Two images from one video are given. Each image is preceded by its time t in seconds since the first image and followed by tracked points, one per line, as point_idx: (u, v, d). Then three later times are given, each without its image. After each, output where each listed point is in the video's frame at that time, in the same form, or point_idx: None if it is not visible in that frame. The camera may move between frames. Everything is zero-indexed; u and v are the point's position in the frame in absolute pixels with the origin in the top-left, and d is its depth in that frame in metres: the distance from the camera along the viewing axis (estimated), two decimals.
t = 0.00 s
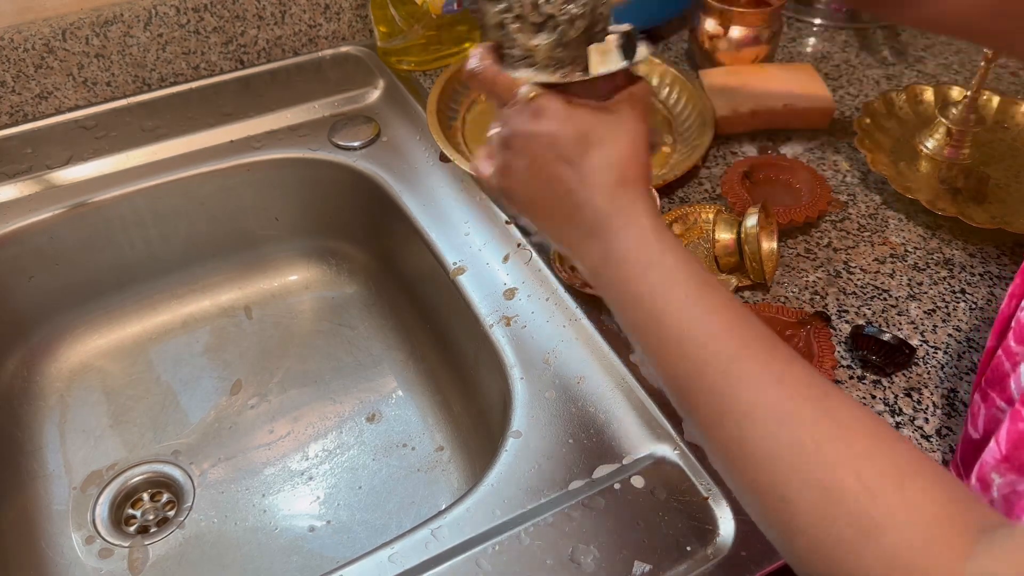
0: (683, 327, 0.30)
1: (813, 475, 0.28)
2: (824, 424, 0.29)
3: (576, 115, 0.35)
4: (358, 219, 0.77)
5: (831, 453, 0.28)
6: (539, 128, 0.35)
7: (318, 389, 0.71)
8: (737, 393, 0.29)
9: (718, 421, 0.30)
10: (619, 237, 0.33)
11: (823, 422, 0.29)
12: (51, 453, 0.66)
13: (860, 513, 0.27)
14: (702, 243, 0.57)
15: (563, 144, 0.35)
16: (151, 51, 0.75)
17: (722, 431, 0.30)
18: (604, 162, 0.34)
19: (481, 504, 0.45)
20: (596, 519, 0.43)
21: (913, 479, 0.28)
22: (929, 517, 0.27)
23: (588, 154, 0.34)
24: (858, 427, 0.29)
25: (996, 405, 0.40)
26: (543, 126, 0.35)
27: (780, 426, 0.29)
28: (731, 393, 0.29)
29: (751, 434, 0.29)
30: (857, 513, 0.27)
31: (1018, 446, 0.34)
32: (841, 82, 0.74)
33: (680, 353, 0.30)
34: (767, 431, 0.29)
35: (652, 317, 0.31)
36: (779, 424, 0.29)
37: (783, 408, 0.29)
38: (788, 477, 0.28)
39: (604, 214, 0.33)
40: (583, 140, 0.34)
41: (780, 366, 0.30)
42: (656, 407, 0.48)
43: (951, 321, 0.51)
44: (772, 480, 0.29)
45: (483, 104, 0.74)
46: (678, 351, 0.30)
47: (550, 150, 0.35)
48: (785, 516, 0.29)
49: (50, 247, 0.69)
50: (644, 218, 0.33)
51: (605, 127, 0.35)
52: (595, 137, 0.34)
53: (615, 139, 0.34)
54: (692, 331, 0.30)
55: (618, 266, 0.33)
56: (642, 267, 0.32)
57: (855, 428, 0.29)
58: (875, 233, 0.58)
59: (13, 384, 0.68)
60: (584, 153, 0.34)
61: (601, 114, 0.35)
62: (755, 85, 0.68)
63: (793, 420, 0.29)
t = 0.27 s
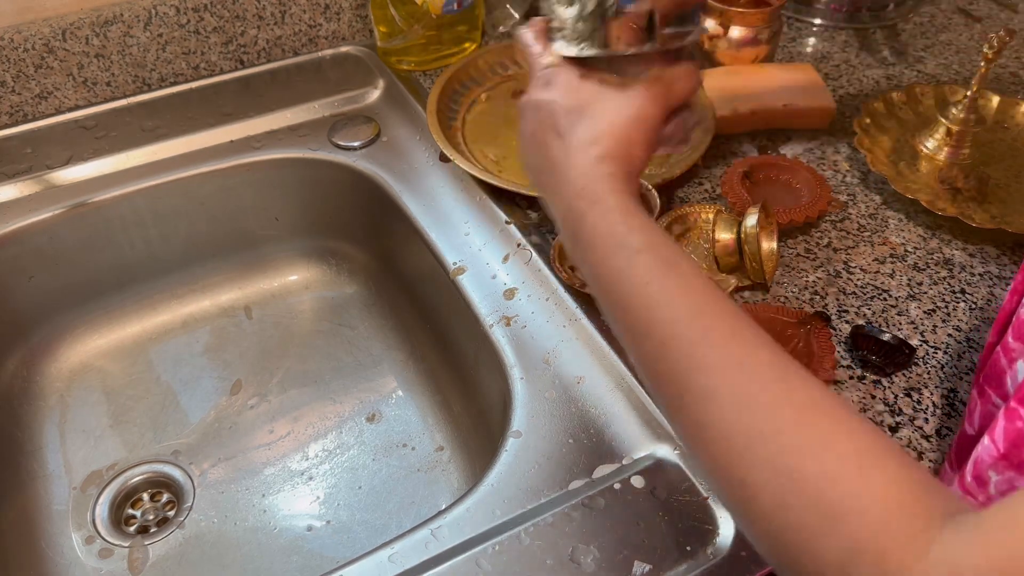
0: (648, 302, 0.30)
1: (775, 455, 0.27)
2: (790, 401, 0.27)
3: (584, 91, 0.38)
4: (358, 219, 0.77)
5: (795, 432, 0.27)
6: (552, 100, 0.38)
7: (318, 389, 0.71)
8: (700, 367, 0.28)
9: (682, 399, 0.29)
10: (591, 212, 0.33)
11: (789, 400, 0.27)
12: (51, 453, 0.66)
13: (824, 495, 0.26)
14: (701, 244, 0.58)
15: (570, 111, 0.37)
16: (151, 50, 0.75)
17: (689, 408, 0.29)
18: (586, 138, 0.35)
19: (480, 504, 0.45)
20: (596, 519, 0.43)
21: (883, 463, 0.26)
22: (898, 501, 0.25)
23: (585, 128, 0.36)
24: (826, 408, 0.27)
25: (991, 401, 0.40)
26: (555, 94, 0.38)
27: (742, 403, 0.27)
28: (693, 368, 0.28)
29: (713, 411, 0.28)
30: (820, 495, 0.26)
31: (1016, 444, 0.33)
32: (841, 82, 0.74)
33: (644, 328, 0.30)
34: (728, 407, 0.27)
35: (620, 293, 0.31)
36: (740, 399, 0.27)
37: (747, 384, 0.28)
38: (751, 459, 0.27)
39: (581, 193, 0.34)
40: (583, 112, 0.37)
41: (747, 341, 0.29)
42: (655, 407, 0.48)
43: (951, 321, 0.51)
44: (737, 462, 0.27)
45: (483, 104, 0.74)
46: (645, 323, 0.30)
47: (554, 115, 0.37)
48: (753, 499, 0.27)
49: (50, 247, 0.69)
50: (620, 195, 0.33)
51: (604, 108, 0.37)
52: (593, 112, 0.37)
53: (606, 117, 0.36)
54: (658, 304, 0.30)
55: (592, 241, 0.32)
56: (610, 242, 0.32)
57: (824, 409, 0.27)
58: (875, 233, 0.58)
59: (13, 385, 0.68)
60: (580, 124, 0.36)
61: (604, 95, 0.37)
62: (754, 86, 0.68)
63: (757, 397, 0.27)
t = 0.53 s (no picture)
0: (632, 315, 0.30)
1: (761, 465, 0.27)
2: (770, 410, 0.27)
3: (565, 89, 0.36)
4: (358, 219, 0.77)
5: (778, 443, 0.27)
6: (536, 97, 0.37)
7: (318, 389, 0.71)
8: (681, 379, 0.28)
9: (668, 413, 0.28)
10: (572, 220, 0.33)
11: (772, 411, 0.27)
12: (51, 453, 0.66)
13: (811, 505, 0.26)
14: (700, 245, 0.58)
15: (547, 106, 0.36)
16: (151, 50, 0.75)
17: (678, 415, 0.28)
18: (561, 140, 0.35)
19: (480, 504, 0.45)
20: (596, 519, 0.43)
21: (864, 469, 0.26)
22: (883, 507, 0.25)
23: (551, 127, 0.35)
24: (806, 416, 0.27)
25: (987, 403, 0.40)
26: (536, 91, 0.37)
27: (726, 414, 0.27)
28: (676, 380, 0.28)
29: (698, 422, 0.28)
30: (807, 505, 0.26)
31: None
32: (840, 82, 0.74)
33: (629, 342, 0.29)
34: (712, 419, 0.27)
35: (603, 303, 0.30)
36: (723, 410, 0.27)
37: (730, 395, 0.28)
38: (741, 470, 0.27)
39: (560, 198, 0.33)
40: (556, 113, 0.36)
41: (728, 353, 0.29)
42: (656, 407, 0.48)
43: (951, 321, 0.51)
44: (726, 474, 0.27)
45: (482, 105, 0.74)
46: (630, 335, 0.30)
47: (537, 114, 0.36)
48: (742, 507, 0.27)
49: (50, 247, 0.69)
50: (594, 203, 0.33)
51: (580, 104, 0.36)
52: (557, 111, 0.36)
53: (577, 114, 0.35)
54: (639, 313, 0.29)
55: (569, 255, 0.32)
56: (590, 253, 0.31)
57: (806, 418, 0.27)
58: (875, 233, 0.58)
59: (13, 385, 0.68)
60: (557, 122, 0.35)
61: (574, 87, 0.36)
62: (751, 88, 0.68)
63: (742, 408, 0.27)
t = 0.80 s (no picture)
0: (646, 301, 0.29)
1: (775, 454, 0.26)
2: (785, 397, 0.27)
3: (540, 91, 0.36)
4: (358, 219, 0.77)
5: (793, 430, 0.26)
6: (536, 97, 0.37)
7: (318, 389, 0.71)
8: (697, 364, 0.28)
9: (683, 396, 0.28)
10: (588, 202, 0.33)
11: (787, 397, 0.27)
12: (51, 453, 0.66)
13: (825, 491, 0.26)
14: (700, 244, 0.58)
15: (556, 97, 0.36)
16: (151, 50, 0.75)
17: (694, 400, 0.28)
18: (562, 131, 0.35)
19: (480, 504, 0.45)
20: (596, 519, 0.43)
21: (880, 457, 0.26)
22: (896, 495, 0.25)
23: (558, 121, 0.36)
24: (822, 403, 0.27)
25: (986, 402, 0.40)
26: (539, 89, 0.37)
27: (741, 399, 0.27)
28: (690, 365, 0.28)
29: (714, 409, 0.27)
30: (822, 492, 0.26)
31: (1009, 445, 0.34)
32: (841, 82, 0.74)
33: (645, 326, 0.29)
34: (726, 404, 0.27)
35: (619, 288, 0.30)
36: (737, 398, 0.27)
37: (743, 383, 0.27)
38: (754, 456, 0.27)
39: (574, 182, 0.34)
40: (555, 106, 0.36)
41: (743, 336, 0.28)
42: (656, 407, 0.48)
43: (951, 321, 0.51)
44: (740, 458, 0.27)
45: (482, 105, 0.74)
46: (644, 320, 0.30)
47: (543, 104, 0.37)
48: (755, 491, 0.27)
49: (50, 247, 0.69)
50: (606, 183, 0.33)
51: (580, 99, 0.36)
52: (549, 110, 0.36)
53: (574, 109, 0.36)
54: (656, 300, 0.29)
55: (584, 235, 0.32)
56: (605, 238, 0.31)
57: (821, 405, 0.27)
58: (875, 233, 0.58)
59: (13, 385, 0.68)
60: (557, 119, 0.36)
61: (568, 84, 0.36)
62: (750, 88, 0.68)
63: (755, 395, 0.27)
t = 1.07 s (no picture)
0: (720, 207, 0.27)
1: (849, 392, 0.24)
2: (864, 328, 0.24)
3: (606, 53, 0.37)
4: (358, 219, 0.77)
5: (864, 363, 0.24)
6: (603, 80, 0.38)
7: (318, 389, 0.71)
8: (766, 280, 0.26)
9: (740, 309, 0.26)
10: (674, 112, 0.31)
11: (863, 330, 0.24)
12: (51, 454, 0.66)
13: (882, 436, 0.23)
14: (700, 244, 0.58)
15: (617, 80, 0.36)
16: (151, 50, 0.75)
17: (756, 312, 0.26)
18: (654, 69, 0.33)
19: (480, 504, 0.45)
20: (596, 519, 0.43)
21: (951, 408, 0.24)
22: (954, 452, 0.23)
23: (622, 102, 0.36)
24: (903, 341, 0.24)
25: (988, 390, 0.41)
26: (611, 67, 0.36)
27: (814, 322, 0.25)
28: (758, 274, 0.26)
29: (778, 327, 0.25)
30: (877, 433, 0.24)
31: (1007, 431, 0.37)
32: (841, 82, 0.74)
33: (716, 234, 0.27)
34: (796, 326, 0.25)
35: (703, 198, 0.28)
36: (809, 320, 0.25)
37: (824, 307, 0.25)
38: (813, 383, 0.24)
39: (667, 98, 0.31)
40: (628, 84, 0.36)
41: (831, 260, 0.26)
42: (656, 407, 0.48)
43: (951, 321, 0.51)
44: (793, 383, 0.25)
45: (483, 105, 0.74)
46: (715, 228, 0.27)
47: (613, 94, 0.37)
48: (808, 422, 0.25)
49: (50, 247, 0.69)
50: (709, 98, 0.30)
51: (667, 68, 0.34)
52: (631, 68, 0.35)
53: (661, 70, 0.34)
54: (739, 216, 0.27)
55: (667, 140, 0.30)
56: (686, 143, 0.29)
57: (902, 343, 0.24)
58: (875, 233, 0.58)
59: (13, 385, 0.68)
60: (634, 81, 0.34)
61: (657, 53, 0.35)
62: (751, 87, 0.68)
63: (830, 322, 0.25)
